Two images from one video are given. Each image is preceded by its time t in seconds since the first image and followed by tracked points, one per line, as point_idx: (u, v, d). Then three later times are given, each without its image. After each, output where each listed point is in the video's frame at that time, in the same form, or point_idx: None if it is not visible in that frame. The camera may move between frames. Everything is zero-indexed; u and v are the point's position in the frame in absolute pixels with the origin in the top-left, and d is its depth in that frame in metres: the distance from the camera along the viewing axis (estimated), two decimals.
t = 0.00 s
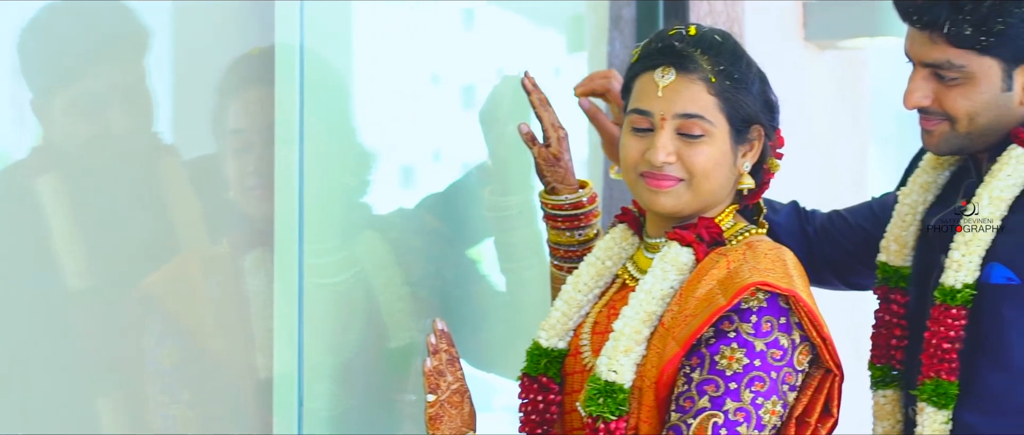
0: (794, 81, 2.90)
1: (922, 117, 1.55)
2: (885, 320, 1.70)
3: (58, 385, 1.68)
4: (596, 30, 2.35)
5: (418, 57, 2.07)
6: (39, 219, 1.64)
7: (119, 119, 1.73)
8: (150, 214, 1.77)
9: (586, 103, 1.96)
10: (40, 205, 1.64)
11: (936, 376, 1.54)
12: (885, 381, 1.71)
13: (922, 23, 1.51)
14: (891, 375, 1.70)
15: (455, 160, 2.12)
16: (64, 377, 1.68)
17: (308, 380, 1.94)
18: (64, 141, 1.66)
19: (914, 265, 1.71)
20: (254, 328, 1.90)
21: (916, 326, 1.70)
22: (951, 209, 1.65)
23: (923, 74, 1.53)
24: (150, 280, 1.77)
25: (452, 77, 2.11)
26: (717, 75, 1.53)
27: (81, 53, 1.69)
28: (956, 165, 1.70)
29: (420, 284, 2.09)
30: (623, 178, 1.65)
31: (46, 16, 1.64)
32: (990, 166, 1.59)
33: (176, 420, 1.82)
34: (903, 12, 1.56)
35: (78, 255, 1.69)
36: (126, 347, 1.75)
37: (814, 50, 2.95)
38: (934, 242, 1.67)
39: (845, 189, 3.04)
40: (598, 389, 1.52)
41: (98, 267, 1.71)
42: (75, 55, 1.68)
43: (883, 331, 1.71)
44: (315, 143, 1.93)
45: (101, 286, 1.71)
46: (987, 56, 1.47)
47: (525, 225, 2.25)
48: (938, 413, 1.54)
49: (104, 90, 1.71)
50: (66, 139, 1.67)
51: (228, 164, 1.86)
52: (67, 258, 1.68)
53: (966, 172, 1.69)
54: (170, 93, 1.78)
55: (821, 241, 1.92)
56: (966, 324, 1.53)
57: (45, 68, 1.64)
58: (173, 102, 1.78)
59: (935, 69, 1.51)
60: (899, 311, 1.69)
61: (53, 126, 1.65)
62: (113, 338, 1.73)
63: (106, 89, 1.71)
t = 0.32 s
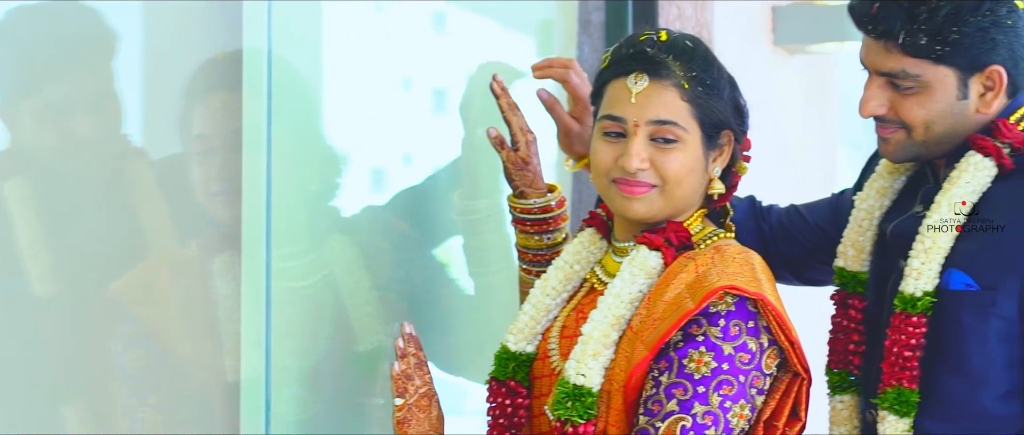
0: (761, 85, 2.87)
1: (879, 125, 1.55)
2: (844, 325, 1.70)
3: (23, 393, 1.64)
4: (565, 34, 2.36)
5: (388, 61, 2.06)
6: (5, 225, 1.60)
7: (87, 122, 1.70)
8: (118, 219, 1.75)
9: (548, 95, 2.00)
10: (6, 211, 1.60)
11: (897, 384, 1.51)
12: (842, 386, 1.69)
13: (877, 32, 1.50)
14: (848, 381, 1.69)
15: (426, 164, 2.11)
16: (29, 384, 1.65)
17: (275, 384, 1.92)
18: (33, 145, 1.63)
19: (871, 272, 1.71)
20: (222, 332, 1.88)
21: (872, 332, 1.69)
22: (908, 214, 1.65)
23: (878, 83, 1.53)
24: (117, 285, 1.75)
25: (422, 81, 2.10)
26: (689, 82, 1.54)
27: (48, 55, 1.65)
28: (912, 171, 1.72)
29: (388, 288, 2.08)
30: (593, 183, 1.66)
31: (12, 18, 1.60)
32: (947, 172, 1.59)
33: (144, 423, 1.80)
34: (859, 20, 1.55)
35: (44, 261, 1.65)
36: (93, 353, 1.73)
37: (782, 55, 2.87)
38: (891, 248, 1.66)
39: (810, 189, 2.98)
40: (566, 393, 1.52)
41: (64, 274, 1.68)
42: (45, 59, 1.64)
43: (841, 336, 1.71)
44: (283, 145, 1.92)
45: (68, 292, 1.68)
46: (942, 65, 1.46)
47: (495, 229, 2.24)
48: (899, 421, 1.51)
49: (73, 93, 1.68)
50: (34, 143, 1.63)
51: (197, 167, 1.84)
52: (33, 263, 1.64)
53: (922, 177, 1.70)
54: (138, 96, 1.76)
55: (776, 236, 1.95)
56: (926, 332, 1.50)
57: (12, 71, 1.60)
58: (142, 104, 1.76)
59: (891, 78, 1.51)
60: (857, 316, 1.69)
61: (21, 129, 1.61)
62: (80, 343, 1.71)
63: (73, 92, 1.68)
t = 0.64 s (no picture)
0: (730, 89, 2.94)
1: (838, 130, 1.55)
2: (803, 327, 1.70)
3: None
4: (536, 36, 2.37)
5: (359, 62, 2.05)
6: None
7: (57, 124, 1.69)
8: (87, 218, 1.73)
9: (505, 87, 2.03)
10: None
11: (860, 391, 1.51)
12: (801, 388, 1.71)
13: (834, 39, 1.50)
14: (807, 383, 1.70)
15: (397, 165, 2.11)
16: None
17: (243, 384, 1.90)
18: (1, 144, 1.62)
19: (830, 278, 1.72)
20: (192, 332, 1.86)
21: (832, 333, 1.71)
22: (867, 217, 1.66)
23: (836, 88, 1.52)
24: (87, 284, 1.73)
25: (394, 83, 2.10)
26: (664, 85, 1.56)
27: (18, 55, 1.64)
28: (869, 173, 1.72)
29: (359, 289, 2.07)
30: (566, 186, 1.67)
31: None
32: (907, 175, 1.59)
33: (113, 423, 1.78)
34: (818, 27, 1.54)
35: (13, 262, 1.64)
36: (62, 353, 1.71)
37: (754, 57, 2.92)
38: (851, 251, 1.68)
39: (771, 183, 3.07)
40: (537, 394, 1.52)
41: (32, 274, 1.66)
42: (16, 61, 1.64)
43: (800, 338, 1.71)
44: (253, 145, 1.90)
45: (37, 293, 1.67)
46: (900, 71, 1.46)
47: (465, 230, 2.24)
48: (861, 428, 1.51)
49: (42, 93, 1.67)
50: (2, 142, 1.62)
51: (168, 166, 1.82)
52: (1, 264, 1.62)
53: (881, 179, 1.70)
54: (109, 95, 1.75)
55: (733, 230, 1.97)
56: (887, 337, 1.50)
57: None
58: (114, 104, 1.76)
59: (848, 84, 1.51)
60: (816, 318, 1.68)
61: None
62: (48, 343, 1.69)
63: (44, 92, 1.67)
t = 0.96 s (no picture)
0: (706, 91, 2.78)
1: (803, 134, 1.55)
2: (768, 330, 1.72)
3: None
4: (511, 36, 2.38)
5: (335, 62, 2.04)
6: None
7: (31, 124, 1.70)
8: (61, 217, 1.74)
9: (475, 86, 2.04)
10: None
11: (828, 397, 1.51)
12: (767, 391, 1.71)
13: (798, 45, 1.49)
14: (773, 386, 1.71)
15: (372, 166, 2.10)
16: None
17: (216, 385, 1.89)
18: None
19: (795, 279, 1.74)
20: (166, 332, 1.85)
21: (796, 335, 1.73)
22: (831, 220, 1.68)
23: (799, 94, 1.52)
24: (60, 284, 1.74)
25: (370, 83, 2.09)
26: (642, 87, 1.57)
27: None
28: (832, 176, 1.75)
29: (333, 289, 2.06)
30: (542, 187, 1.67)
31: None
32: (870, 179, 1.61)
33: (87, 424, 1.79)
34: (781, 33, 1.54)
35: None
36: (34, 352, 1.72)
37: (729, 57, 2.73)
38: (814, 254, 1.69)
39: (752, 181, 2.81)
40: (512, 394, 1.53)
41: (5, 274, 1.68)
42: None
43: (766, 341, 1.73)
44: (227, 145, 1.89)
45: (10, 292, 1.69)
46: (863, 77, 1.46)
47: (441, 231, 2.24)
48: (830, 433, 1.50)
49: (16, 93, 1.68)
50: None
51: (141, 166, 1.82)
52: None
53: (844, 182, 1.72)
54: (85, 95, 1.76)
55: (697, 229, 1.99)
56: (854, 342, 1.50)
57: None
58: (89, 104, 1.76)
59: (812, 90, 1.50)
60: (781, 321, 1.70)
61: None
62: (21, 342, 1.71)
63: (18, 92, 1.69)
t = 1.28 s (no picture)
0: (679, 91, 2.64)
1: (765, 141, 1.58)
2: (732, 335, 1.74)
3: None
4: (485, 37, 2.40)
5: (310, 62, 2.04)
6: None
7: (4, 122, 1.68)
8: (34, 218, 1.72)
9: (447, 88, 2.05)
10: None
11: (795, 404, 1.53)
12: (734, 396, 1.72)
13: (758, 55, 1.52)
14: (739, 391, 1.71)
15: (348, 167, 2.09)
16: None
17: (189, 386, 1.88)
18: None
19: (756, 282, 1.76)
20: (138, 332, 1.85)
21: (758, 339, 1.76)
22: (794, 224, 1.70)
23: (761, 101, 1.55)
24: (32, 285, 1.72)
25: (345, 83, 2.09)
26: (618, 90, 1.59)
27: None
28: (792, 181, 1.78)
29: (306, 290, 2.05)
30: (517, 188, 1.68)
31: None
32: (833, 184, 1.63)
33: (59, 424, 1.78)
34: (742, 42, 1.57)
35: None
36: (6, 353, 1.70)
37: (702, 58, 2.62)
38: (778, 259, 1.71)
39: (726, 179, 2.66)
40: (484, 395, 1.54)
41: None
42: None
43: (730, 346, 1.73)
44: (200, 146, 1.88)
45: None
46: (824, 85, 1.48)
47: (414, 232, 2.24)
48: None
49: None
50: None
51: (114, 167, 1.81)
52: None
53: (804, 187, 1.75)
54: (58, 94, 1.75)
55: (661, 229, 2.00)
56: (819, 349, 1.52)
57: None
58: (62, 104, 1.75)
59: (773, 98, 1.53)
60: (745, 326, 1.72)
61: None
62: None
63: None
